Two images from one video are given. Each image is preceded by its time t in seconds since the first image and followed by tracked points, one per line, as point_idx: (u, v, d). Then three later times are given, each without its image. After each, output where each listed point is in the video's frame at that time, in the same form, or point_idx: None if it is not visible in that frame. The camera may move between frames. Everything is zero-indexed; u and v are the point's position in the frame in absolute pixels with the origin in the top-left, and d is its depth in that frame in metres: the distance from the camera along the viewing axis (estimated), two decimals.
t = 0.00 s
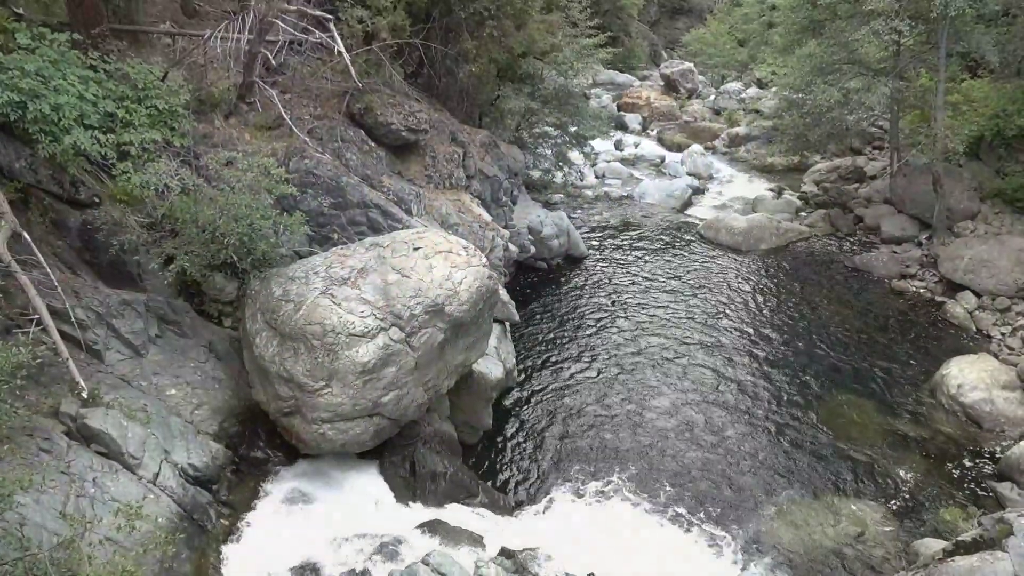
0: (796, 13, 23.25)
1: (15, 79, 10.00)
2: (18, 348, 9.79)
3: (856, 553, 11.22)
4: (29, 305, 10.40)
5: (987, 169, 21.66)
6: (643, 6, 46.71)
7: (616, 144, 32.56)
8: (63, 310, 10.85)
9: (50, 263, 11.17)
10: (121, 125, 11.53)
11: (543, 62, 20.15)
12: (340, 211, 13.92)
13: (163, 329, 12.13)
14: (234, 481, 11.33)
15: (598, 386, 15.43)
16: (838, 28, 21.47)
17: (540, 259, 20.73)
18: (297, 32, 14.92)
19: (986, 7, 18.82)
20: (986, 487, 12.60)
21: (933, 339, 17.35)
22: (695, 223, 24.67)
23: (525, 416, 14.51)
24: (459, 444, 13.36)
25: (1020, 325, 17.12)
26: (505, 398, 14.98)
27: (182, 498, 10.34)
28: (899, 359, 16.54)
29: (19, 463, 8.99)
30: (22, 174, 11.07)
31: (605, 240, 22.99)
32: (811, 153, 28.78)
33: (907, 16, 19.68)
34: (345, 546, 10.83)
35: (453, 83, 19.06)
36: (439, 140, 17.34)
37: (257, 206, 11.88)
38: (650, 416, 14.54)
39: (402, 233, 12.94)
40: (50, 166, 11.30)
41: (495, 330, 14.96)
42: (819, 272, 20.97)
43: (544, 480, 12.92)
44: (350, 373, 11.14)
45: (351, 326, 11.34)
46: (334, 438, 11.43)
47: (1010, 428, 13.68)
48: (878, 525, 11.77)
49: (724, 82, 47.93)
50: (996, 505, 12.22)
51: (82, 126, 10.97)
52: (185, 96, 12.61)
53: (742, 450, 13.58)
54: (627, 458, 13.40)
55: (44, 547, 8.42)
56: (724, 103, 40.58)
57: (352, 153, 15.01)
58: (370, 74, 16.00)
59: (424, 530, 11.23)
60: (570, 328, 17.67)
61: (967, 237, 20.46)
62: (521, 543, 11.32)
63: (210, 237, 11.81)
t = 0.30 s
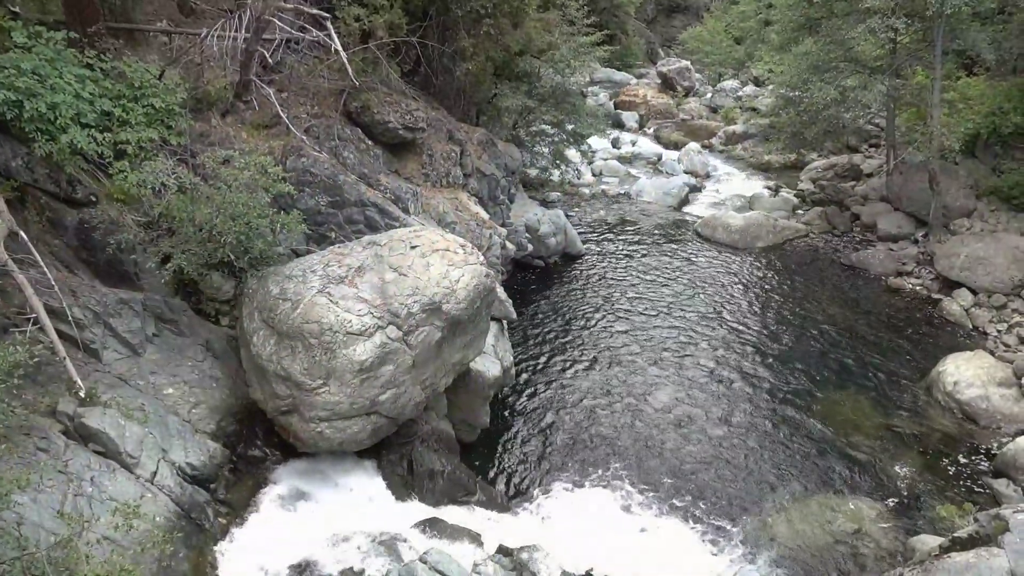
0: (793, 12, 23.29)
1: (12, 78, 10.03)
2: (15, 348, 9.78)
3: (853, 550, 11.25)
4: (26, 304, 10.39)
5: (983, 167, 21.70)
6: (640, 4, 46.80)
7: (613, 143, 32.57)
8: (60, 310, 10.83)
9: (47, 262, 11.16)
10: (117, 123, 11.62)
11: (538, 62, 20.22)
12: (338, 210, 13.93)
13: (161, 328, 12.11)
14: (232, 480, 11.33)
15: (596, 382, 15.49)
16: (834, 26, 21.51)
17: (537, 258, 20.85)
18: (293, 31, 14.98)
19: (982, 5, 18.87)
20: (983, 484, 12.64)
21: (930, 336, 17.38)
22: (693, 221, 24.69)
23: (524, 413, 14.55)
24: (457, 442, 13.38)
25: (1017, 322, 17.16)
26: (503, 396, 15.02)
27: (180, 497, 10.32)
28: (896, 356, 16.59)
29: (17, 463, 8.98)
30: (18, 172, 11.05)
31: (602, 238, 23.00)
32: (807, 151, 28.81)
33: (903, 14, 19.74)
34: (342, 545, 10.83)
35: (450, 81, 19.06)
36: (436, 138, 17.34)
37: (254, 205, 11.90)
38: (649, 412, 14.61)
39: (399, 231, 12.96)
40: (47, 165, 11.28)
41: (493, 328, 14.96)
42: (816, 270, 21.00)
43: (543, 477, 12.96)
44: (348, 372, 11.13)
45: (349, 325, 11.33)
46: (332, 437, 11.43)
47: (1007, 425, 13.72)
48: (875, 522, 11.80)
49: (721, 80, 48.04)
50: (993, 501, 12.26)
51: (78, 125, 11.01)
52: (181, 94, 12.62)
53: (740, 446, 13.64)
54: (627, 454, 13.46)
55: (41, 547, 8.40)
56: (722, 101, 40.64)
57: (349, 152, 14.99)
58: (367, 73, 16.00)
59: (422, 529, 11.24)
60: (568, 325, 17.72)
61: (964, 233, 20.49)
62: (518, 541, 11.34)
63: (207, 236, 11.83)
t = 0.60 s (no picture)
0: (784, 9, 23.29)
1: (4, 79, 9.94)
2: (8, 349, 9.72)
3: (848, 546, 11.26)
4: (19, 305, 10.34)
5: (975, 164, 21.70)
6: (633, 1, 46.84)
7: (607, 141, 32.60)
8: (53, 310, 10.80)
9: (40, 263, 11.08)
10: (110, 124, 11.58)
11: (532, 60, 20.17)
12: (332, 209, 13.89)
13: (154, 329, 12.11)
14: (226, 480, 11.32)
15: (591, 380, 15.51)
16: (827, 23, 21.51)
17: (532, 256, 20.86)
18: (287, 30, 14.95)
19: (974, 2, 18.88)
20: (977, 479, 12.67)
21: (923, 332, 17.42)
22: (686, 218, 24.72)
23: (518, 412, 14.54)
24: (452, 442, 13.37)
25: (1010, 319, 17.21)
26: (498, 395, 15.01)
27: (174, 498, 10.32)
28: (890, 352, 16.62)
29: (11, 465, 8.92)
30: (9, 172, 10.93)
31: (596, 236, 23.02)
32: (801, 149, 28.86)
33: (896, 12, 19.75)
34: (338, 545, 10.82)
35: (443, 80, 19.05)
36: (430, 137, 17.31)
37: (247, 204, 11.88)
38: (643, 409, 14.64)
39: (392, 231, 12.96)
40: (39, 165, 11.16)
41: (488, 327, 14.95)
42: (810, 267, 21.02)
43: (539, 476, 12.96)
44: (342, 372, 11.10)
45: (343, 325, 11.31)
46: (327, 436, 11.41)
47: (1001, 420, 13.76)
48: (870, 518, 11.83)
49: (714, 78, 48.13)
50: (986, 497, 12.29)
51: (70, 125, 11.00)
52: (174, 95, 12.60)
53: (736, 442, 13.67)
54: (621, 452, 13.48)
55: (36, 549, 8.36)
56: (715, 99, 40.69)
57: (343, 152, 14.97)
58: (360, 72, 15.97)
59: (417, 528, 11.23)
60: (562, 323, 17.73)
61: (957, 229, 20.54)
62: (514, 540, 11.33)
63: (201, 236, 11.82)
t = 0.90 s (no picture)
0: (773, 8, 23.27)
1: None
2: None
3: (837, 543, 11.32)
4: (5, 307, 10.25)
5: (962, 161, 21.91)
6: None
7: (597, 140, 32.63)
8: (40, 312, 10.71)
9: (27, 265, 10.99)
10: (97, 125, 11.51)
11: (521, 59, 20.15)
12: (321, 209, 13.85)
13: (143, 331, 12.05)
14: (217, 482, 11.27)
15: (582, 378, 15.54)
16: (815, 22, 21.56)
17: (522, 255, 20.86)
18: (275, 30, 14.90)
19: None
20: (965, 475, 12.74)
21: (912, 329, 17.51)
22: (676, 217, 24.79)
23: (510, 411, 14.55)
24: (443, 441, 13.38)
25: (998, 315, 17.31)
26: (489, 394, 15.00)
27: (165, 500, 10.27)
28: (880, 350, 16.69)
29: None
30: None
31: (586, 235, 23.05)
32: (790, 147, 28.97)
33: (883, 10, 19.81)
34: (330, 545, 10.79)
35: (432, 79, 19.03)
36: (420, 137, 17.29)
37: (236, 205, 11.83)
38: (634, 406, 14.69)
39: (382, 231, 12.94)
40: (26, 166, 11.09)
41: (479, 327, 14.94)
42: (800, 265, 21.11)
43: (531, 475, 12.97)
44: (333, 373, 11.07)
45: (333, 325, 11.29)
46: (318, 437, 11.37)
47: (988, 416, 13.85)
48: (860, 514, 11.88)
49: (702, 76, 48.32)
50: (975, 492, 12.37)
51: (57, 127, 10.88)
52: (162, 95, 12.54)
53: (727, 439, 13.74)
54: (613, 449, 13.52)
55: (24, 552, 8.27)
56: (704, 97, 40.82)
57: (332, 152, 14.93)
58: (349, 72, 15.93)
59: (409, 528, 11.22)
60: (553, 322, 17.75)
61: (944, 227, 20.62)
62: (506, 539, 11.33)
63: (189, 237, 11.77)
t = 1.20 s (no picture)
0: (757, 6, 23.36)
1: None
2: None
3: (824, 539, 11.38)
4: None
5: (945, 158, 22.14)
6: None
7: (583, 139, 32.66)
8: (22, 316, 10.61)
9: (8, 268, 10.87)
10: (79, 126, 11.42)
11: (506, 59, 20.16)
12: (306, 210, 13.79)
13: (127, 334, 11.94)
14: (203, 485, 11.20)
15: (568, 377, 15.58)
16: (798, 21, 21.67)
17: (508, 255, 20.85)
18: (259, 30, 14.82)
19: None
20: (949, 470, 12.84)
21: (897, 325, 17.63)
22: (662, 216, 24.86)
23: (497, 410, 14.54)
24: (431, 442, 13.35)
25: (981, 310, 17.46)
26: (476, 394, 14.98)
27: (150, 504, 10.19)
28: (865, 346, 16.80)
29: None
30: None
31: (573, 234, 23.07)
32: (774, 145, 29.15)
33: (866, 9, 19.93)
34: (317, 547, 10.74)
35: (417, 79, 19.00)
36: (405, 137, 17.24)
37: (220, 206, 11.76)
38: (622, 404, 14.74)
39: (367, 232, 12.91)
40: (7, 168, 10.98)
41: (466, 327, 14.92)
42: (786, 262, 21.21)
43: (518, 475, 12.96)
44: (319, 374, 11.03)
45: (319, 327, 11.24)
46: (305, 439, 11.32)
47: (971, 411, 13.96)
48: (846, 510, 11.95)
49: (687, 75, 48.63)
50: (959, 487, 12.46)
51: (38, 128, 10.81)
52: (145, 97, 12.46)
53: (714, 435, 13.81)
54: (601, 447, 13.55)
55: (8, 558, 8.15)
56: (688, 96, 41.03)
57: (317, 153, 14.87)
58: (333, 72, 15.89)
59: (397, 529, 11.19)
60: (539, 320, 17.77)
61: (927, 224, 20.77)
62: (494, 539, 11.33)
63: (173, 239, 11.67)
